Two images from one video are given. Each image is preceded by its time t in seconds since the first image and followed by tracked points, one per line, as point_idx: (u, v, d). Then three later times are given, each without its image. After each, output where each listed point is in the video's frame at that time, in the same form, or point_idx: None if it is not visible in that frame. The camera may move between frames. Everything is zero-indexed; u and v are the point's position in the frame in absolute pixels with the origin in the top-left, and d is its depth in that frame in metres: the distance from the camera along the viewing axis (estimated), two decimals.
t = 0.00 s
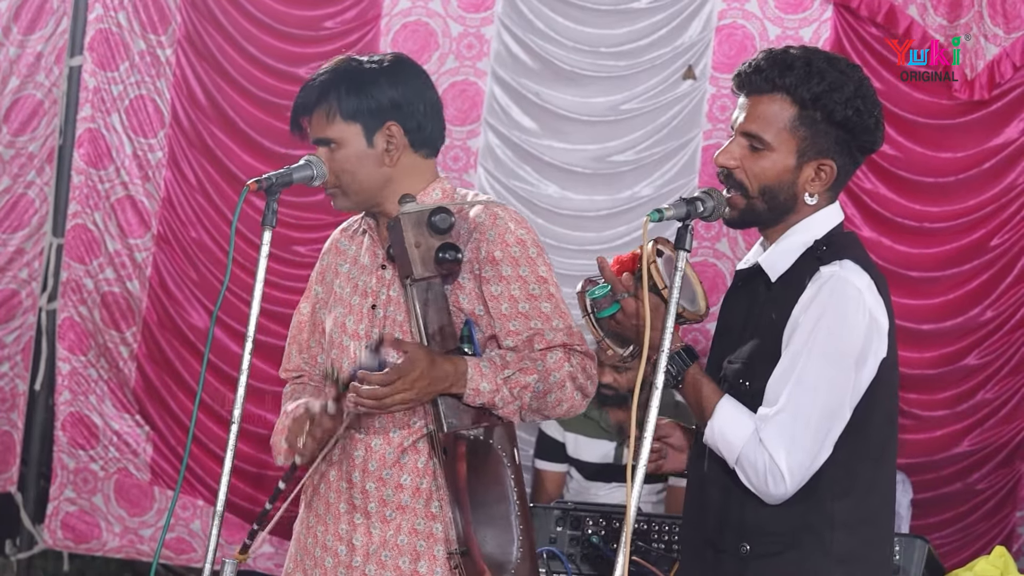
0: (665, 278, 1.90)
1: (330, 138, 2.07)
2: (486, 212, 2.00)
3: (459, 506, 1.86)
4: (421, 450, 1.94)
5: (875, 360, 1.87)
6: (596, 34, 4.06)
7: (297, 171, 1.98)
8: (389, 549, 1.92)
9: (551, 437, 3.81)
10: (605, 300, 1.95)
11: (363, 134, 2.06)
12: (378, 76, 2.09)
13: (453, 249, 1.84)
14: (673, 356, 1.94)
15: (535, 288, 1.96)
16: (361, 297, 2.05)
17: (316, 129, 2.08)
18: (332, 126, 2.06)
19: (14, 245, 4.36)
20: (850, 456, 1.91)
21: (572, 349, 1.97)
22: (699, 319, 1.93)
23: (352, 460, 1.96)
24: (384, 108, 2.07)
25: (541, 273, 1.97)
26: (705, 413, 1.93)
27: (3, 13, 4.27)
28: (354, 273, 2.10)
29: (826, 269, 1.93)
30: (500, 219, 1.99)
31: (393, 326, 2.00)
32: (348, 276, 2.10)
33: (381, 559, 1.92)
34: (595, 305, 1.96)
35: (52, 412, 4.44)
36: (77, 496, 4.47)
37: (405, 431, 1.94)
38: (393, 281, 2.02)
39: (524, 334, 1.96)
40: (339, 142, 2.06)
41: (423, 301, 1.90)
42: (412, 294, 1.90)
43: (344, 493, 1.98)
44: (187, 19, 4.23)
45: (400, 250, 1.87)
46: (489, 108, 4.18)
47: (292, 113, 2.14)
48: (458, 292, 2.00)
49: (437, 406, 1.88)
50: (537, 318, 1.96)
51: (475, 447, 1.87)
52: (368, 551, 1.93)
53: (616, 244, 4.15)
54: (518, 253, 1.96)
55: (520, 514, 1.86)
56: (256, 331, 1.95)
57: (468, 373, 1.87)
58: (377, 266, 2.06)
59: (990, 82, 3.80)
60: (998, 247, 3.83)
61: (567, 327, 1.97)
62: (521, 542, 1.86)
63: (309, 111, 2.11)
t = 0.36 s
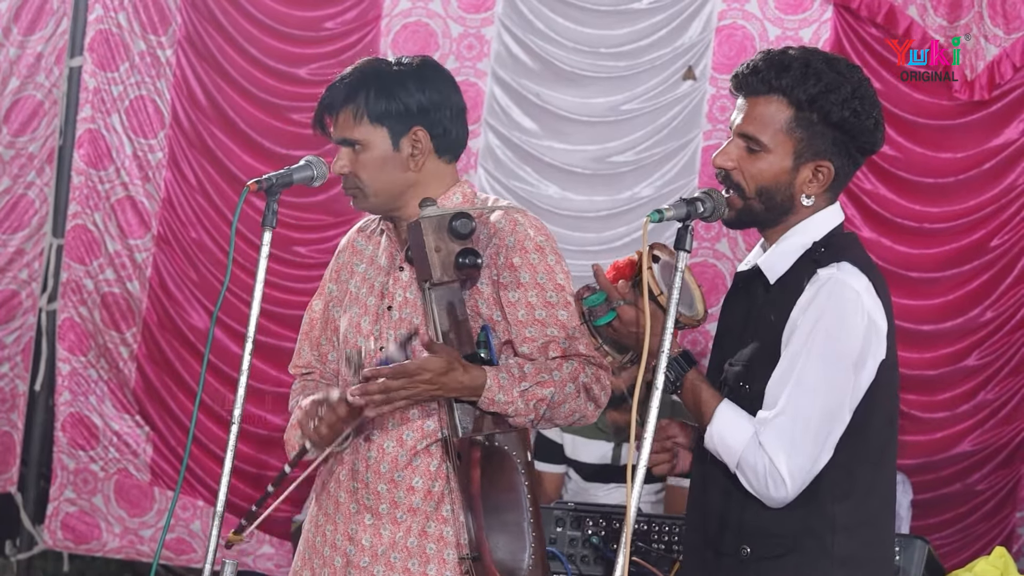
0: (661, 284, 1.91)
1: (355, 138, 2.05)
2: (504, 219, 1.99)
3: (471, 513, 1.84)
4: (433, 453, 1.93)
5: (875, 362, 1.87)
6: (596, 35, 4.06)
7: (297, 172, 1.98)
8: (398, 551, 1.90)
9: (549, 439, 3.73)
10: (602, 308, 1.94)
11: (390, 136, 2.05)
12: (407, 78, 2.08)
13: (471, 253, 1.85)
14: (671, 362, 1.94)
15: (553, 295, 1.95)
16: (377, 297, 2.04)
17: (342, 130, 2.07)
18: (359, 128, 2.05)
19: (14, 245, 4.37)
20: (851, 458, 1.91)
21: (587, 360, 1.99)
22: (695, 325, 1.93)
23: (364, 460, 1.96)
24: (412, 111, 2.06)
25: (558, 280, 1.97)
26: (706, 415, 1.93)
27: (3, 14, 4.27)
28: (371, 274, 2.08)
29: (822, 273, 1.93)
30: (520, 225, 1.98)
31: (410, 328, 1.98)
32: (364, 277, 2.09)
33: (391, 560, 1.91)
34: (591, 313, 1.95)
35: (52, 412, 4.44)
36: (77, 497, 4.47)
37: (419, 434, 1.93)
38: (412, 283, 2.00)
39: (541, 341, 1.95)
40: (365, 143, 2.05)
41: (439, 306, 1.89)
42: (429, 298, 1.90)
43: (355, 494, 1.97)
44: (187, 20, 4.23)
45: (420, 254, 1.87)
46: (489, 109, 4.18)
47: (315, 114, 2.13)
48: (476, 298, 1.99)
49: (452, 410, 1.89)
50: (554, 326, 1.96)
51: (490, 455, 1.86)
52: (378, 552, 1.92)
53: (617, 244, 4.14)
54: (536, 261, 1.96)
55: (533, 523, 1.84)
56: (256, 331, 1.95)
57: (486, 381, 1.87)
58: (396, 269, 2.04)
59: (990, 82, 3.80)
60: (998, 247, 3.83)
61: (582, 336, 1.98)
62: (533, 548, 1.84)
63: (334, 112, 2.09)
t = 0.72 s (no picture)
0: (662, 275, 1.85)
1: (381, 119, 2.08)
2: (514, 223, 2.01)
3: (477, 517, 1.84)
4: (437, 453, 1.94)
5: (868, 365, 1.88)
6: (596, 34, 4.06)
7: (298, 170, 1.98)
8: (403, 551, 1.91)
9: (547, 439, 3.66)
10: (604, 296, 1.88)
11: (416, 122, 2.08)
12: (442, 72, 2.12)
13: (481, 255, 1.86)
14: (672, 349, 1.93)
15: (559, 297, 1.96)
16: (382, 297, 2.04)
17: (369, 109, 2.10)
18: (388, 109, 2.08)
19: (14, 244, 4.37)
20: (849, 458, 1.91)
21: (591, 363, 1.99)
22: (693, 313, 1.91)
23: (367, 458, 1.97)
24: (441, 102, 2.10)
25: (564, 282, 1.98)
26: (699, 407, 1.94)
27: (3, 13, 4.28)
28: (376, 273, 2.09)
29: (821, 272, 1.93)
30: (527, 226, 2.00)
31: (414, 327, 1.99)
32: (369, 277, 2.09)
33: (394, 560, 1.91)
34: (594, 301, 1.89)
35: (52, 411, 4.44)
36: (77, 496, 4.47)
37: (424, 434, 1.94)
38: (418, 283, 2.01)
39: (546, 342, 1.96)
40: (390, 125, 2.08)
41: (448, 309, 1.89)
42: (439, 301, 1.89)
43: (359, 493, 1.97)
44: (187, 19, 4.23)
45: (428, 256, 1.88)
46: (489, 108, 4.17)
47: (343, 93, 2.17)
48: (483, 299, 2.01)
49: (460, 412, 1.88)
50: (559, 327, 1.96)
51: (496, 455, 1.85)
52: (381, 552, 1.92)
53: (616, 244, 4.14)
54: (544, 263, 1.97)
55: (538, 525, 1.83)
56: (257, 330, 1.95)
57: (492, 382, 1.86)
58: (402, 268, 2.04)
59: (989, 82, 3.80)
60: (998, 246, 3.83)
61: (587, 338, 1.98)
62: (538, 550, 1.83)
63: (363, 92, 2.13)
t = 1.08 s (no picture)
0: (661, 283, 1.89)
1: (402, 106, 2.09)
2: (513, 232, 2.00)
3: (470, 519, 1.85)
4: (432, 454, 1.94)
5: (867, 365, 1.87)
6: (596, 36, 4.06)
7: (298, 173, 1.98)
8: (395, 552, 1.90)
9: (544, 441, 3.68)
10: (598, 299, 1.99)
11: (435, 116, 2.09)
12: (468, 73, 2.15)
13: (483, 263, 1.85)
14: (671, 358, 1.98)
15: (556, 303, 1.95)
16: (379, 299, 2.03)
17: (390, 95, 2.11)
18: (410, 98, 2.10)
19: (14, 246, 4.37)
20: (847, 460, 1.91)
21: (587, 369, 1.98)
22: (698, 325, 1.92)
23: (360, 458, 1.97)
24: (461, 100, 2.12)
25: (562, 288, 1.97)
26: (699, 411, 1.94)
27: (3, 14, 4.28)
28: (372, 274, 2.08)
29: (820, 271, 1.93)
30: (525, 233, 1.99)
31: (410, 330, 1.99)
32: (366, 278, 2.08)
33: (387, 561, 1.90)
34: (591, 304, 2.01)
35: (52, 413, 4.44)
36: (77, 497, 4.46)
37: (417, 437, 1.94)
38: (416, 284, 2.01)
39: (542, 348, 1.95)
40: (409, 114, 2.09)
41: (445, 313, 1.91)
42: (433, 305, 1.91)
43: (353, 493, 1.97)
44: (187, 21, 4.23)
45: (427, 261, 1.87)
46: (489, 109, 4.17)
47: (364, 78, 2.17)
48: (479, 304, 2.01)
49: (455, 418, 1.87)
50: (556, 334, 1.95)
51: (489, 461, 1.87)
52: (374, 552, 1.92)
53: (615, 245, 4.14)
54: (541, 270, 1.96)
55: (530, 530, 1.86)
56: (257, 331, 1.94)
57: (488, 389, 1.86)
58: (398, 270, 2.03)
59: (990, 83, 3.80)
60: (998, 247, 3.83)
61: (584, 345, 1.98)
62: (530, 556, 1.87)
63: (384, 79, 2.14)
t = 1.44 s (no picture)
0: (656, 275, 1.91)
1: (391, 125, 2.07)
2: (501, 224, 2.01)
3: (462, 513, 1.85)
4: (424, 451, 1.94)
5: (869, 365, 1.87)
6: (596, 34, 4.06)
7: (298, 170, 1.97)
8: (386, 547, 1.90)
9: (540, 444, 3.64)
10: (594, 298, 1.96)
11: (426, 133, 2.08)
12: (457, 80, 2.13)
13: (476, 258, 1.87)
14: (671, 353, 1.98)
15: (547, 300, 1.96)
16: (370, 296, 2.05)
17: (378, 114, 2.08)
18: (398, 118, 2.08)
19: (14, 244, 4.37)
20: (848, 459, 1.91)
21: (577, 366, 1.99)
22: (697, 317, 1.94)
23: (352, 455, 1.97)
24: (451, 113, 2.11)
25: (552, 285, 1.98)
26: (699, 410, 1.94)
27: (3, 13, 4.28)
28: (361, 271, 2.09)
29: (822, 270, 1.94)
30: (517, 230, 2.00)
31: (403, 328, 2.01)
32: (355, 276, 2.09)
33: (378, 556, 1.91)
34: (587, 305, 1.97)
35: (52, 411, 4.44)
36: (77, 496, 4.46)
37: (408, 432, 1.95)
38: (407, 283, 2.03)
39: (532, 345, 1.97)
40: (399, 134, 2.07)
41: (436, 308, 1.89)
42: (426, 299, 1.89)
43: (343, 489, 1.97)
44: (187, 19, 4.23)
45: (416, 258, 1.89)
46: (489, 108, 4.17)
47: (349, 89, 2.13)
48: (470, 301, 2.01)
49: (446, 411, 1.88)
50: (546, 330, 1.97)
51: (482, 454, 1.86)
52: (364, 548, 1.92)
53: (615, 244, 4.14)
54: (532, 266, 1.97)
55: (523, 522, 1.85)
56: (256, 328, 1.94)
57: (480, 381, 1.86)
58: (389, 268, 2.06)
59: (990, 82, 3.80)
60: (998, 246, 3.83)
61: (575, 342, 1.99)
62: (525, 547, 1.85)
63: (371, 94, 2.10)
